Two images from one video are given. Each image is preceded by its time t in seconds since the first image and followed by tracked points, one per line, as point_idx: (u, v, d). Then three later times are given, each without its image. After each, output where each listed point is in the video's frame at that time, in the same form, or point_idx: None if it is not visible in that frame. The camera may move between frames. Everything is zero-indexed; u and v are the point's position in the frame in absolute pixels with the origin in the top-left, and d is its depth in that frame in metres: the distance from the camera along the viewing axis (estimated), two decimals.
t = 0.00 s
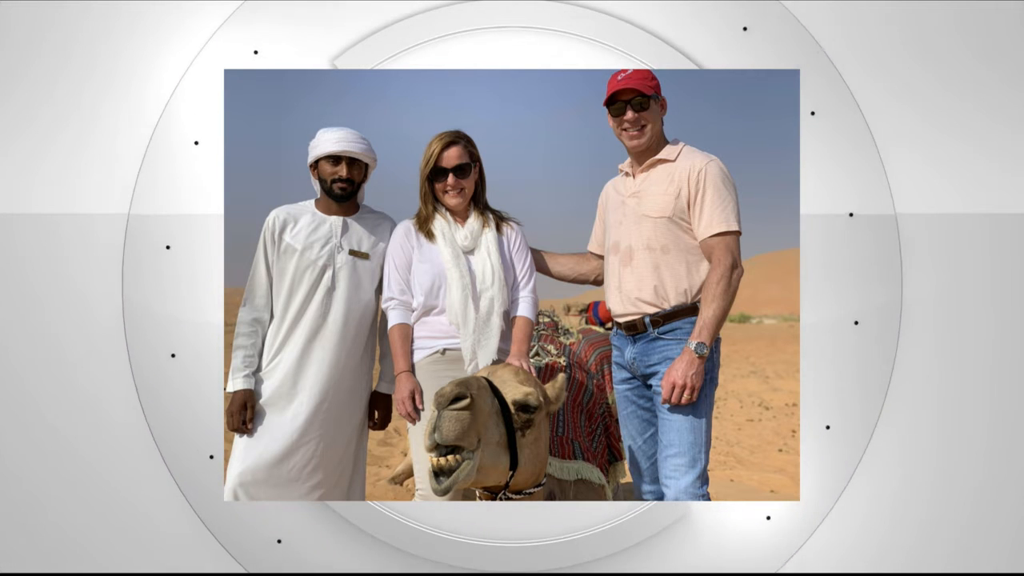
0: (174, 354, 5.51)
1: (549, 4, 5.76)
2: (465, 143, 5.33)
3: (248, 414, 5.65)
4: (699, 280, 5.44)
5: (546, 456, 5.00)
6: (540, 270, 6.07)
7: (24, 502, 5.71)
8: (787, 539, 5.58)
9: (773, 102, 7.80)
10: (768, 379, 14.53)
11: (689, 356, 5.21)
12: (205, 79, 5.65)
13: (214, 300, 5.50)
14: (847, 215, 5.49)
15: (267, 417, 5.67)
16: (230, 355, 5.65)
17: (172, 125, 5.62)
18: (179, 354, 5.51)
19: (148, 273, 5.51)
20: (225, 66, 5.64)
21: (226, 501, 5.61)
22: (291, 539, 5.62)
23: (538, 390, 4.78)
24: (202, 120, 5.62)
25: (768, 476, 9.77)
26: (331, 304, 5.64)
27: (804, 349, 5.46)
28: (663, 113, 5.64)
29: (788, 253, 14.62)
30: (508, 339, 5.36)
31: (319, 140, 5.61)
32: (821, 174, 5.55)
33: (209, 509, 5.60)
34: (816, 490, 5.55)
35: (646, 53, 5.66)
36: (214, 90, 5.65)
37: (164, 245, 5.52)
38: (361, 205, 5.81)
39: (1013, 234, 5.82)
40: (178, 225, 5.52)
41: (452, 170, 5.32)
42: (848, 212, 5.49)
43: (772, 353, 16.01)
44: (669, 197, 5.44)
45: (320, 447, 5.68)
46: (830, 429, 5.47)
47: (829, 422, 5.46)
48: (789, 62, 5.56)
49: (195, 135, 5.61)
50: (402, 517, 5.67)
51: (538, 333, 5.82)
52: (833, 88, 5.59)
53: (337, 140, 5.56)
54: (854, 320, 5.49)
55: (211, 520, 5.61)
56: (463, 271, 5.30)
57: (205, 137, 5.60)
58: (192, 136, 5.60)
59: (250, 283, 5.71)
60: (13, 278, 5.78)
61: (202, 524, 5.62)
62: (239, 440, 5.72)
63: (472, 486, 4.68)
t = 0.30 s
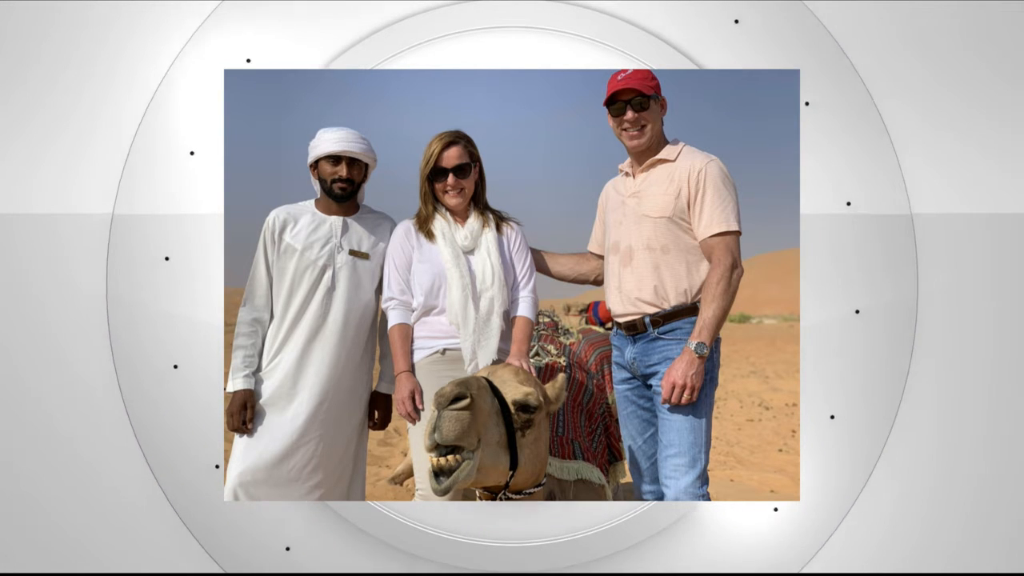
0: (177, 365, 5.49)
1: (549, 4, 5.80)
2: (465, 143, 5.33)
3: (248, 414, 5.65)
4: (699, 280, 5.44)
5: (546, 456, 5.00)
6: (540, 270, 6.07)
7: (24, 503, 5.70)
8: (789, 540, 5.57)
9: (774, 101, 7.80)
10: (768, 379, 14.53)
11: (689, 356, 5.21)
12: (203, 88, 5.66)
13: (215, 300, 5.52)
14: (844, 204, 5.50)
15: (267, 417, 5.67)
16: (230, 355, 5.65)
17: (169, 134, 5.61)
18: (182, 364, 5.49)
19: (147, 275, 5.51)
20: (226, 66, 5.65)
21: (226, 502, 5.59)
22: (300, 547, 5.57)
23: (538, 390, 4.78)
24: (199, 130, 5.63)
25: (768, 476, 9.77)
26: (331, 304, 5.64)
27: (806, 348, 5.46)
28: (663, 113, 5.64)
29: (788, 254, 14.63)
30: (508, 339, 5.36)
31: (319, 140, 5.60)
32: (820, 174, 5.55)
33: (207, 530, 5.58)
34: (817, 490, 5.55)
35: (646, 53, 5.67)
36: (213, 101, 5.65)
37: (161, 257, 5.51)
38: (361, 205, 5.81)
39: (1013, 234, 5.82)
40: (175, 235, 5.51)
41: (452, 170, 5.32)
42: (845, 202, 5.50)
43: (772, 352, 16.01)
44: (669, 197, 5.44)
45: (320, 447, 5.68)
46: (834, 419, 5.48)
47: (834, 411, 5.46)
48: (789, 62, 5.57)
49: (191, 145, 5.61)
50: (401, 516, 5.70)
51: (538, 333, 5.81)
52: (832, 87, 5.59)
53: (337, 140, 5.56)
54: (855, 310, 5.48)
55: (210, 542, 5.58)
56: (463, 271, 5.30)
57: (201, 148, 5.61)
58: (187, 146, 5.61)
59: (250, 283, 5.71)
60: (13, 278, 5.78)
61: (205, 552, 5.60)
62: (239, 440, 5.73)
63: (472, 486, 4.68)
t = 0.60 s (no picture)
0: (179, 376, 5.49)
1: (549, 4, 5.84)
2: (465, 143, 5.32)
3: (247, 414, 5.64)
4: (699, 280, 5.44)
5: (546, 456, 5.00)
6: (540, 270, 6.07)
7: (24, 503, 5.70)
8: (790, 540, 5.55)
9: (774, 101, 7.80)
10: (768, 380, 14.54)
11: (689, 356, 5.21)
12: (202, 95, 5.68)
13: (215, 299, 5.51)
14: (842, 193, 5.51)
15: (267, 417, 5.66)
16: (231, 355, 5.65)
17: (165, 143, 5.61)
18: (184, 376, 5.49)
19: (145, 281, 5.52)
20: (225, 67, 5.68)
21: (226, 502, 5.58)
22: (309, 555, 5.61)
23: (538, 390, 4.78)
24: (196, 141, 5.63)
25: (768, 476, 9.77)
26: (331, 304, 5.65)
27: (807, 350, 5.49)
28: (663, 114, 5.63)
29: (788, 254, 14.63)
30: (508, 339, 5.36)
31: (319, 140, 5.60)
32: (820, 175, 5.54)
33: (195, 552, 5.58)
34: (818, 490, 5.55)
35: (646, 52, 5.70)
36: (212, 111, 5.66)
37: (160, 269, 5.53)
38: (361, 205, 5.81)
39: (1013, 234, 5.82)
40: (172, 245, 5.53)
41: (452, 170, 5.32)
42: (843, 190, 5.50)
43: (772, 352, 16.02)
44: (669, 198, 5.44)
45: (320, 447, 5.67)
46: (838, 409, 5.51)
47: (837, 400, 5.50)
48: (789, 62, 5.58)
49: (187, 156, 5.61)
50: (401, 516, 5.77)
51: (538, 333, 5.80)
52: (833, 88, 5.60)
53: (337, 140, 5.56)
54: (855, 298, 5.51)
55: (202, 556, 5.58)
56: (463, 271, 5.30)
57: (198, 159, 5.61)
58: (184, 157, 5.61)
59: (250, 283, 5.71)
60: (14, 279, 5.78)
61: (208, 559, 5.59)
62: (239, 440, 5.70)
63: (472, 486, 4.68)
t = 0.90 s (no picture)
0: (183, 387, 5.52)
1: (549, 4, 5.84)
2: (465, 143, 5.32)
3: (248, 414, 5.64)
4: (699, 280, 5.44)
5: (546, 456, 5.00)
6: (540, 270, 6.07)
7: (24, 503, 5.70)
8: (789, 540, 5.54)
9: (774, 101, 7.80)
10: (768, 380, 14.54)
11: (689, 356, 5.21)
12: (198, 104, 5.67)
13: (214, 300, 5.57)
14: (839, 181, 5.54)
15: (267, 417, 5.67)
16: (231, 355, 5.65)
17: (161, 155, 5.62)
18: (188, 388, 5.51)
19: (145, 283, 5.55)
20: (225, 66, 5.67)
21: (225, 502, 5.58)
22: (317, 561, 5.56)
23: (538, 390, 4.78)
24: (194, 153, 5.65)
25: (768, 476, 9.77)
26: (331, 304, 5.65)
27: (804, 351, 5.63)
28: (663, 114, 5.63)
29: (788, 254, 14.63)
30: (508, 339, 5.36)
31: (319, 140, 5.60)
32: (820, 175, 5.55)
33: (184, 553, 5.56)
34: (817, 490, 5.56)
35: (646, 52, 5.75)
36: (208, 122, 5.65)
37: (160, 279, 5.56)
38: (361, 205, 5.81)
39: (1013, 234, 5.82)
40: (170, 258, 5.56)
41: (452, 170, 5.32)
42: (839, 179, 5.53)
43: (772, 352, 16.02)
44: (669, 198, 5.44)
45: (320, 447, 5.67)
46: (841, 400, 5.56)
47: (841, 391, 5.55)
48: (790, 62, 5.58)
49: (184, 167, 5.63)
50: (402, 516, 5.77)
51: (538, 333, 5.80)
52: (831, 89, 5.62)
53: (337, 140, 5.56)
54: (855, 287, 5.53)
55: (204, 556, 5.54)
56: (463, 271, 5.31)
57: (194, 170, 5.62)
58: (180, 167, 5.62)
59: (250, 283, 5.71)
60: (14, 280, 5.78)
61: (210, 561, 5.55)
62: (239, 440, 5.72)
63: (472, 486, 4.68)
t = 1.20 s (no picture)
0: (186, 398, 5.59)
1: (549, 4, 5.87)
2: (465, 143, 5.33)
3: (248, 414, 5.63)
4: (699, 280, 5.44)
5: (546, 457, 5.00)
6: (539, 270, 6.06)
7: (24, 503, 5.71)
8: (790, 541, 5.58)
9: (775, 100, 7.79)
10: (768, 380, 14.53)
11: (689, 356, 5.22)
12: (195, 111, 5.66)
13: (213, 298, 5.59)
14: (835, 169, 5.58)
15: (267, 417, 5.66)
16: (231, 355, 5.65)
17: (158, 162, 5.64)
18: (191, 398, 5.59)
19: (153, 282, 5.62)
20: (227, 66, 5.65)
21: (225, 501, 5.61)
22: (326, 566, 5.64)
23: (538, 390, 4.78)
24: (189, 163, 5.65)
25: (768, 476, 9.75)
26: (331, 304, 5.65)
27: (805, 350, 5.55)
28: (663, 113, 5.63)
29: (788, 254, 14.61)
30: (508, 339, 5.35)
31: (319, 140, 5.60)
32: (819, 176, 5.58)
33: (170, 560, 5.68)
34: (816, 490, 5.60)
35: (646, 53, 5.71)
36: (205, 131, 5.65)
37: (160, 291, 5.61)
38: (361, 205, 5.81)
39: (1014, 233, 5.82)
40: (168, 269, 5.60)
41: (453, 170, 5.32)
42: (836, 168, 5.58)
43: (772, 352, 16.01)
44: (669, 198, 5.44)
45: (320, 447, 5.66)
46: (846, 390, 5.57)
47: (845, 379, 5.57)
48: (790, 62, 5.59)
49: (180, 177, 5.64)
50: (401, 517, 5.79)
51: (538, 333, 5.76)
52: (830, 89, 5.62)
53: (337, 140, 5.56)
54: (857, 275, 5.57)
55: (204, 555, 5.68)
56: (463, 271, 5.31)
57: (190, 180, 5.64)
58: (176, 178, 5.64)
59: (251, 283, 5.71)
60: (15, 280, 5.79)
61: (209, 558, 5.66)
62: (239, 440, 5.69)
63: (472, 487, 4.68)
